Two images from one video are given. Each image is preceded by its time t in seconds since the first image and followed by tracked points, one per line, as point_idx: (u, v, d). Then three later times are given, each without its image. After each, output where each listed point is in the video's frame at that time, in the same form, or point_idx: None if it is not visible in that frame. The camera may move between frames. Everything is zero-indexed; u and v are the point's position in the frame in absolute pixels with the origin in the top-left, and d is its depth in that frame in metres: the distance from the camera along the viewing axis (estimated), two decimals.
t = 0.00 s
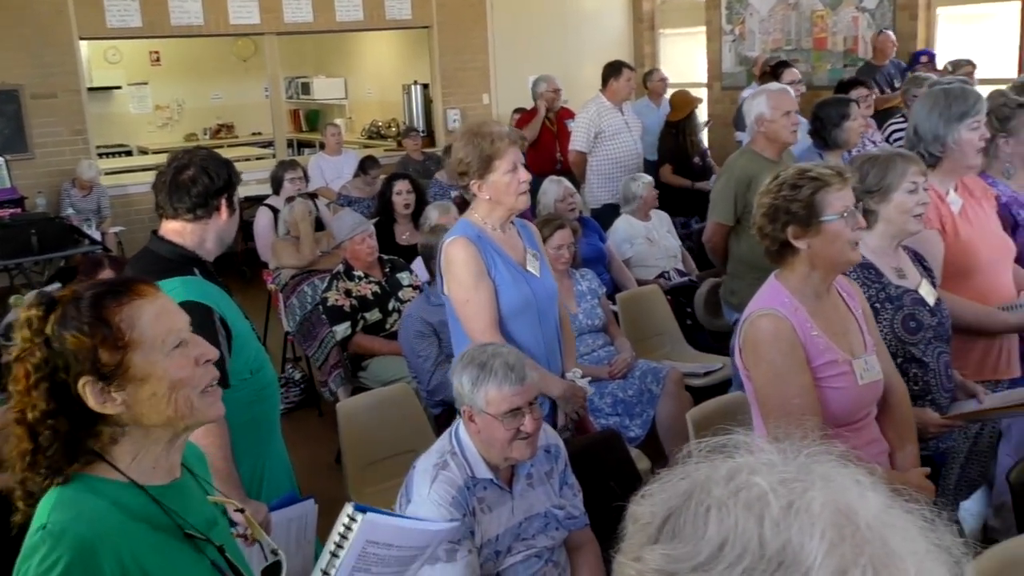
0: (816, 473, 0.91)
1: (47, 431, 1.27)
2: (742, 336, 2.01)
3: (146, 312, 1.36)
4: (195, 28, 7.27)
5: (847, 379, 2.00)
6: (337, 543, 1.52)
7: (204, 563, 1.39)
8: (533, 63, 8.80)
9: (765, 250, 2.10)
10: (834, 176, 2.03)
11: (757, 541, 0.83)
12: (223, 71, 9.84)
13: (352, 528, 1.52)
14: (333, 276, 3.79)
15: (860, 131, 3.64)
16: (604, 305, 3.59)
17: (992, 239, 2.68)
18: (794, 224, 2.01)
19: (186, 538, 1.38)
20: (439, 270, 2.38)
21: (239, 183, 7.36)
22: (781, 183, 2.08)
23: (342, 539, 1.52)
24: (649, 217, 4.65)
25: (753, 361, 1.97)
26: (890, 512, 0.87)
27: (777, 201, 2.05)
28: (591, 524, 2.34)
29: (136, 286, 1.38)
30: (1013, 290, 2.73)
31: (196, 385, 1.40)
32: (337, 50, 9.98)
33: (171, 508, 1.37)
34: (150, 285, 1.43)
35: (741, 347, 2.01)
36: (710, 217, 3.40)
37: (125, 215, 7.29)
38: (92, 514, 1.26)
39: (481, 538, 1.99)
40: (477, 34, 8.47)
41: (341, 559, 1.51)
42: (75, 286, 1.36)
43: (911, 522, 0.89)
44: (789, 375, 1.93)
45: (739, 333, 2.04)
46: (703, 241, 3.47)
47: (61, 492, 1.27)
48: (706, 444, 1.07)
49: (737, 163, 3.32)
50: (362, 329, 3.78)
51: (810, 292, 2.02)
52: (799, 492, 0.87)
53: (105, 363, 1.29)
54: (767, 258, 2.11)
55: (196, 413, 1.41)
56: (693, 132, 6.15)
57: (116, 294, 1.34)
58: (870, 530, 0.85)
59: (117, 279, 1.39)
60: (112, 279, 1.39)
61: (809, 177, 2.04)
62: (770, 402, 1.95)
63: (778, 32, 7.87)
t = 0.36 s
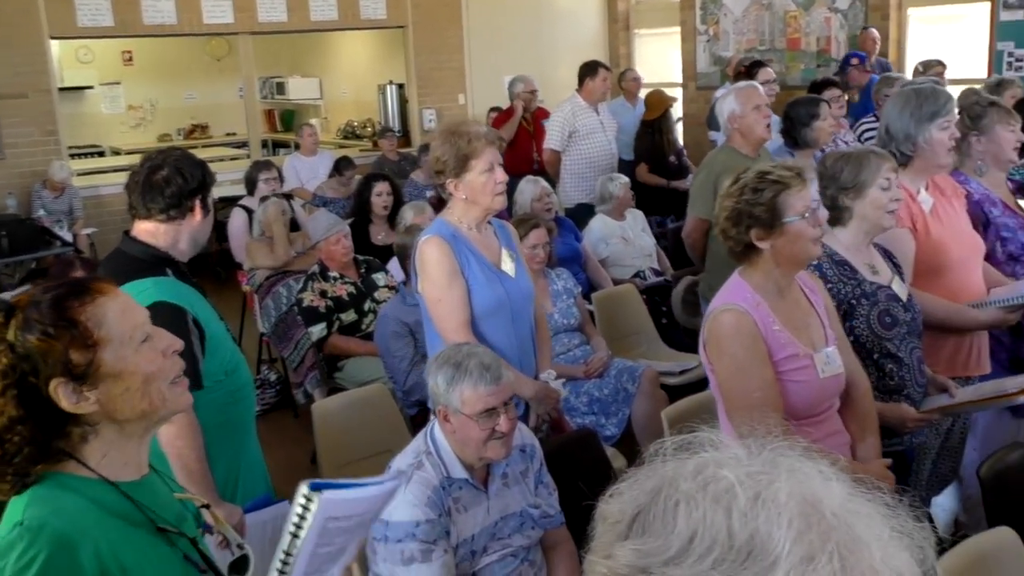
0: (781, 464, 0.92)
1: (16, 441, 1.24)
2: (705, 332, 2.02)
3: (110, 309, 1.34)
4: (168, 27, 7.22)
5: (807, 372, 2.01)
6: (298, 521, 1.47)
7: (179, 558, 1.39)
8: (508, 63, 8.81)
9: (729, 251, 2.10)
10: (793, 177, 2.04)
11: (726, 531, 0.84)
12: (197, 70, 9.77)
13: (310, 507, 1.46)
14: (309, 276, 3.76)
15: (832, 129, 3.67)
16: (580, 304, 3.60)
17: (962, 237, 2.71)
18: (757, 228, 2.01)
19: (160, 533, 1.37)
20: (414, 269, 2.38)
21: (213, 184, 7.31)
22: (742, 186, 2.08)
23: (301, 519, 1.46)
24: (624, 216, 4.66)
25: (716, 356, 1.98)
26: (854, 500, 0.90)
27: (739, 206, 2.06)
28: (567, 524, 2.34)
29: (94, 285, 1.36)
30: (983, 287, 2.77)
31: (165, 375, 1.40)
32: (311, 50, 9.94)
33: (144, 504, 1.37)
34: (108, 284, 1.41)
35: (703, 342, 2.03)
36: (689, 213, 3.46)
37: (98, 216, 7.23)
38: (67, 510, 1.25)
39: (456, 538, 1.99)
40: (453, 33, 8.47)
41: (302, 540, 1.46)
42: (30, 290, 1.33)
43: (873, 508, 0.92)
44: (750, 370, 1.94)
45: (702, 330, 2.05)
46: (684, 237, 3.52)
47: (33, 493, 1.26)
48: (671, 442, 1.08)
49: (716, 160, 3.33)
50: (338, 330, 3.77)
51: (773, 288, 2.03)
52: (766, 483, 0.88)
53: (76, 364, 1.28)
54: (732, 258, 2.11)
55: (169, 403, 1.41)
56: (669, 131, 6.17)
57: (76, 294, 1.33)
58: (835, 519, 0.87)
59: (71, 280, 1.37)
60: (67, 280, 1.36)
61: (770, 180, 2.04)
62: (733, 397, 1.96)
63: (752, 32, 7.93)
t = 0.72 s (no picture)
0: (739, 448, 0.96)
1: None
2: (657, 326, 2.03)
3: (65, 305, 1.33)
4: (133, 26, 7.14)
5: (756, 365, 2.03)
6: (212, 510, 1.35)
7: (143, 552, 1.38)
8: (478, 62, 8.82)
9: (687, 244, 2.13)
10: (752, 181, 2.06)
11: (695, 517, 0.85)
12: (163, 70, 9.68)
13: (217, 490, 1.34)
14: (277, 277, 3.76)
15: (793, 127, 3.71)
16: (550, 302, 3.61)
17: (926, 233, 2.75)
18: (712, 226, 2.04)
19: (123, 527, 1.36)
20: (372, 271, 2.38)
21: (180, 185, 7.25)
22: (703, 183, 2.10)
23: (214, 503, 1.34)
24: (594, 215, 4.68)
25: (670, 347, 1.99)
26: (811, 473, 0.95)
27: (697, 201, 2.08)
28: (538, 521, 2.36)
29: (49, 283, 1.35)
30: (946, 282, 2.81)
31: (123, 369, 1.39)
32: (279, 50, 9.88)
33: (107, 499, 1.36)
34: (63, 282, 1.39)
35: (657, 335, 2.04)
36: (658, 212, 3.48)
37: (62, 217, 7.15)
38: (33, 505, 1.24)
39: (427, 537, 1.98)
40: (422, 33, 8.46)
41: (223, 519, 1.36)
42: None
43: (826, 474, 0.97)
44: (703, 362, 1.96)
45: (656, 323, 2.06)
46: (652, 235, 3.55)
47: None
48: (611, 443, 1.10)
49: (686, 156, 3.38)
50: (307, 330, 3.76)
51: (725, 283, 2.06)
52: (727, 466, 0.91)
53: (33, 361, 1.27)
54: (688, 250, 2.15)
55: (126, 397, 1.39)
56: (634, 129, 6.22)
57: (31, 291, 1.31)
58: (798, 490, 0.90)
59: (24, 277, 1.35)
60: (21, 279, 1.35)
61: (730, 181, 2.06)
62: (686, 388, 1.97)
63: (720, 31, 8.01)
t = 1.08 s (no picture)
0: (731, 420, 1.02)
1: None
2: (627, 324, 2.05)
3: (40, 302, 1.32)
4: (103, 24, 7.07)
5: (724, 362, 2.04)
6: (152, 562, 1.14)
7: (118, 554, 1.37)
8: (453, 61, 8.82)
9: (653, 241, 2.15)
10: (716, 176, 2.07)
11: (732, 484, 0.88)
12: (135, 68, 9.59)
13: (151, 540, 1.13)
14: (252, 277, 3.73)
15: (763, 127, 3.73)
16: (525, 301, 3.61)
17: (898, 232, 2.77)
18: (677, 221, 2.05)
19: (97, 528, 1.35)
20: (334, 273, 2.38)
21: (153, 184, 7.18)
22: (668, 179, 2.11)
23: (152, 554, 1.14)
24: (570, 215, 4.69)
25: (638, 344, 2.01)
26: (804, 430, 1.03)
27: (662, 197, 2.09)
28: (513, 519, 2.37)
29: (23, 280, 1.34)
30: (917, 280, 2.84)
31: (98, 368, 1.36)
32: (252, 48, 9.81)
33: (81, 500, 1.35)
34: (36, 280, 1.38)
35: (627, 333, 2.05)
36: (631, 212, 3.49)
37: (32, 217, 7.07)
38: (6, 507, 1.23)
39: (403, 537, 1.98)
40: (396, 32, 8.43)
41: (166, 566, 1.15)
42: None
43: (804, 423, 1.06)
44: (671, 359, 1.97)
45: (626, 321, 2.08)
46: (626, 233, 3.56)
47: None
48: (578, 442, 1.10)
49: (658, 156, 3.39)
50: (282, 329, 3.74)
51: (694, 281, 2.07)
52: (738, 434, 0.96)
53: (5, 358, 1.26)
54: (656, 248, 2.16)
55: (102, 398, 1.36)
56: (608, 129, 6.24)
57: (4, 288, 1.30)
58: (804, 444, 0.97)
59: None
60: None
61: (694, 176, 2.08)
62: (655, 385, 1.99)
63: (694, 31, 8.06)
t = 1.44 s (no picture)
0: (728, 409, 1.07)
1: None
2: (608, 326, 2.05)
3: (26, 300, 1.31)
4: (78, 22, 7.01)
5: (704, 363, 2.05)
6: (148, 560, 1.15)
7: (95, 558, 1.35)
8: (432, 62, 8.82)
9: (631, 243, 2.15)
10: (693, 174, 2.09)
11: (742, 464, 0.93)
12: (110, 67, 9.51)
13: (148, 536, 1.14)
14: (230, 277, 3.73)
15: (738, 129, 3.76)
16: (504, 302, 3.61)
17: (875, 233, 2.79)
18: (656, 220, 2.06)
19: (76, 532, 1.34)
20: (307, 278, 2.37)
21: (128, 184, 7.12)
22: (644, 179, 2.12)
23: (148, 552, 1.15)
24: (550, 218, 4.70)
25: (619, 348, 2.02)
26: (798, 420, 1.09)
27: (640, 197, 2.10)
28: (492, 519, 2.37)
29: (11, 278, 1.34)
30: (893, 281, 2.86)
31: (81, 371, 1.35)
32: (229, 48, 9.75)
33: (60, 504, 1.33)
34: (22, 281, 1.38)
35: (608, 335, 2.06)
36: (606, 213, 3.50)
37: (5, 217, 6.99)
38: None
39: (382, 538, 1.98)
40: (374, 32, 8.41)
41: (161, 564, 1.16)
42: None
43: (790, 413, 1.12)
44: (652, 360, 1.98)
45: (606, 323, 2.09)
46: (602, 235, 3.57)
47: None
48: (575, 437, 1.14)
49: (632, 157, 3.39)
50: (260, 330, 3.73)
51: (672, 283, 2.08)
52: (741, 421, 1.01)
53: None
54: (635, 251, 2.17)
55: (82, 403, 1.34)
56: (587, 131, 6.25)
57: None
58: (799, 432, 1.03)
59: None
60: None
61: (671, 174, 2.09)
62: (636, 387, 1.99)
63: (672, 33, 8.11)
